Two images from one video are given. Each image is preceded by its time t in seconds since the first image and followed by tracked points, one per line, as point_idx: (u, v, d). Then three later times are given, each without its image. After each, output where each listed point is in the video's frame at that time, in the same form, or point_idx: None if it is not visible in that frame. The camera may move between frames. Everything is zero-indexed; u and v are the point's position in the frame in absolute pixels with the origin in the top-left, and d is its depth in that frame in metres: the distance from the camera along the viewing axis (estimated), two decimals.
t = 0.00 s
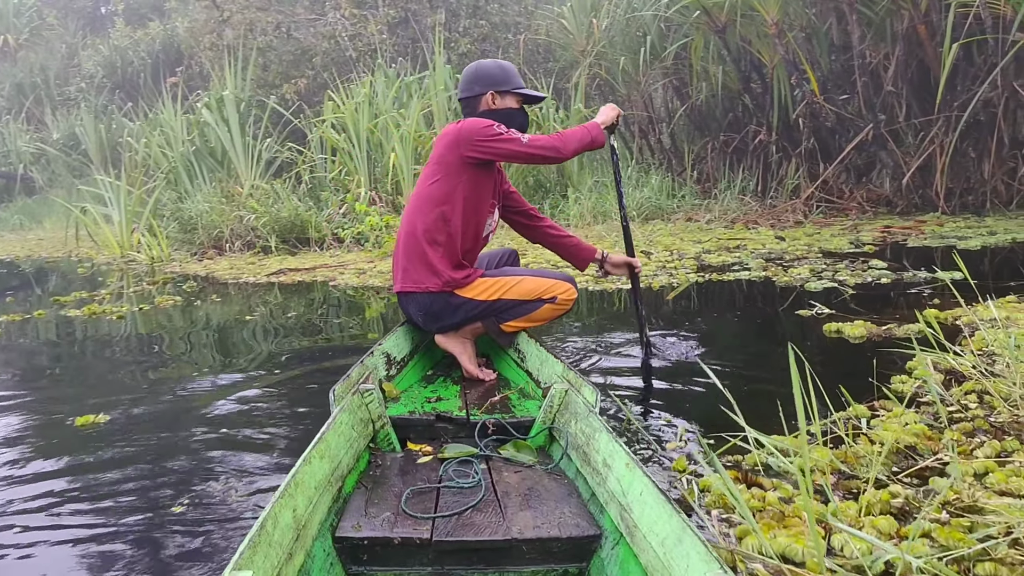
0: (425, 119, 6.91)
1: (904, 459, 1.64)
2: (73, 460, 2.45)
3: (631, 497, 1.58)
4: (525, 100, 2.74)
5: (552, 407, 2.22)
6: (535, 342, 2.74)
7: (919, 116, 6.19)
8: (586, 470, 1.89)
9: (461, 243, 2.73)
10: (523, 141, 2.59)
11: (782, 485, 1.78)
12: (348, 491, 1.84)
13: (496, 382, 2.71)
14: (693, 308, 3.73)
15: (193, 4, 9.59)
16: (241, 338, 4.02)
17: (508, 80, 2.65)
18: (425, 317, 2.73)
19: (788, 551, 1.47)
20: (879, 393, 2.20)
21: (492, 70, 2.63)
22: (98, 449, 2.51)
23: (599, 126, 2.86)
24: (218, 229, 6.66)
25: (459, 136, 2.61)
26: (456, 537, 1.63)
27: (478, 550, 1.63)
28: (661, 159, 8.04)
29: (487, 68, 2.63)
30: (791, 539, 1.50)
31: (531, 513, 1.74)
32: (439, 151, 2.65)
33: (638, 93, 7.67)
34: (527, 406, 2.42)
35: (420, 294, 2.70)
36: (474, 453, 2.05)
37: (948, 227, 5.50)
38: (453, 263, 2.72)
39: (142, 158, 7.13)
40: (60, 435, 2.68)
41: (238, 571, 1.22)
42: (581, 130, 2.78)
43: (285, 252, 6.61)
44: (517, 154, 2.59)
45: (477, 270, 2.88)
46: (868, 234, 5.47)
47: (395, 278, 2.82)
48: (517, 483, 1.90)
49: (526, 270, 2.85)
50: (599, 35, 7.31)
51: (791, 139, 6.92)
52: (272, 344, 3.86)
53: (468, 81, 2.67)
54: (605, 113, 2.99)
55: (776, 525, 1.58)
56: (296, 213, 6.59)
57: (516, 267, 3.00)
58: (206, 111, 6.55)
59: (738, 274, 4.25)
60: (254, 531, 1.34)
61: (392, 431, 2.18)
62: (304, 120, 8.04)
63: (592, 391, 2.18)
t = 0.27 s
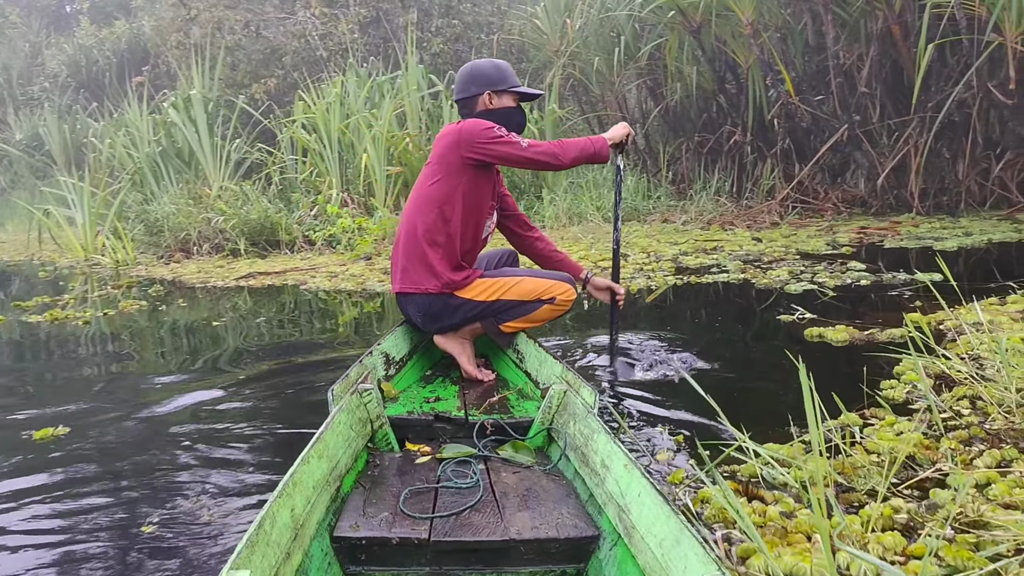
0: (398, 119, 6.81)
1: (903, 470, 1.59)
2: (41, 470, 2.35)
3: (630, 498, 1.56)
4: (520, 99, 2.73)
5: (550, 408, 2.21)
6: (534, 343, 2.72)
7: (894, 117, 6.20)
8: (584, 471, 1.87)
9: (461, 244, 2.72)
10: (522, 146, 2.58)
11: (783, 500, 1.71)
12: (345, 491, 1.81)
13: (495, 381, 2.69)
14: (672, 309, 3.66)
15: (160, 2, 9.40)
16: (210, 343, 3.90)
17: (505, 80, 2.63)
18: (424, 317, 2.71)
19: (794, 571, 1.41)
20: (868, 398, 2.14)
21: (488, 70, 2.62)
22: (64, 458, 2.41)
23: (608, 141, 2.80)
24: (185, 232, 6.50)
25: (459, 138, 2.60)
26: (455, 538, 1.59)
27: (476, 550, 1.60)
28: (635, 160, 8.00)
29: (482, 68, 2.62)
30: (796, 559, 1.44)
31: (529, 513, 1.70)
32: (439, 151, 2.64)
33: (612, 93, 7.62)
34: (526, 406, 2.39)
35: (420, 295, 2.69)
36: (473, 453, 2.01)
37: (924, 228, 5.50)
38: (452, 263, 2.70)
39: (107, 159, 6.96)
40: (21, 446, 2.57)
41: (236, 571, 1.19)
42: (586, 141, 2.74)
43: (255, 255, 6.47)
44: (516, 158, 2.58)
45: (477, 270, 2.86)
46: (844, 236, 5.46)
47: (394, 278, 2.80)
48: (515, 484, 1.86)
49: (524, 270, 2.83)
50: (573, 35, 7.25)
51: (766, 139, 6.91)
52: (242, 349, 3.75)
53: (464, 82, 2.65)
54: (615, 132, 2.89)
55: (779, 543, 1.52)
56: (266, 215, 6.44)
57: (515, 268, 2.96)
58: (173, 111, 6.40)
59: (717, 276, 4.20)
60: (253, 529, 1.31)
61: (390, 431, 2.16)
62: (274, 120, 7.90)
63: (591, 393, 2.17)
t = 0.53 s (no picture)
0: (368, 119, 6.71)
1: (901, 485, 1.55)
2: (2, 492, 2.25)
3: (631, 496, 1.55)
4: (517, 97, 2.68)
5: (551, 407, 2.18)
6: (535, 343, 2.67)
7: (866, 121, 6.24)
8: (586, 470, 1.86)
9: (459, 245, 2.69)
10: (518, 157, 2.56)
11: (788, 516, 1.63)
12: (347, 491, 1.80)
13: (496, 381, 2.67)
14: (648, 313, 3.62)
15: None
16: (175, 347, 3.78)
17: (499, 79, 2.59)
18: (424, 318, 2.68)
19: None
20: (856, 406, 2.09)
21: (484, 69, 2.58)
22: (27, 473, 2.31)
23: (607, 168, 2.76)
24: (148, 232, 6.33)
25: (457, 141, 2.57)
26: (456, 538, 1.60)
27: (478, 550, 1.61)
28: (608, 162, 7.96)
29: (476, 65, 2.57)
30: None
31: (531, 513, 1.71)
32: (436, 153, 2.60)
33: (584, 94, 7.57)
34: (527, 407, 2.38)
35: (419, 296, 2.66)
36: (474, 453, 2.01)
37: (896, 231, 5.51)
38: (451, 264, 2.68)
39: (67, 157, 6.77)
40: None
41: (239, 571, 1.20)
42: (583, 164, 2.70)
43: (221, 257, 6.30)
44: (511, 168, 2.56)
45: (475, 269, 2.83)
46: (818, 239, 5.45)
47: (393, 279, 2.77)
48: (516, 483, 1.86)
49: (524, 268, 2.79)
50: (545, 36, 7.19)
51: (739, 142, 6.91)
52: (208, 354, 3.64)
53: (459, 80, 2.61)
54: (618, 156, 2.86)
55: (786, 564, 1.46)
56: (232, 215, 6.28)
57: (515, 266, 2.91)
58: (136, 108, 6.24)
59: (693, 279, 4.17)
60: (255, 530, 1.31)
61: (391, 431, 2.15)
62: (241, 119, 7.74)
63: (592, 392, 2.12)
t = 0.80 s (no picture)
0: (336, 118, 6.58)
1: (899, 505, 1.51)
2: None
3: (635, 495, 1.53)
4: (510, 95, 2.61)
5: (553, 407, 2.11)
6: (537, 341, 2.59)
7: (838, 126, 6.25)
8: (589, 470, 1.80)
9: (455, 245, 2.62)
10: (506, 170, 2.46)
11: (791, 534, 1.55)
12: (350, 492, 1.77)
13: (498, 382, 2.60)
14: (621, 319, 3.55)
15: None
16: (137, 350, 3.65)
17: (492, 79, 2.51)
18: (424, 320, 2.63)
19: None
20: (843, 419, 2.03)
21: (477, 68, 2.50)
22: None
23: (601, 194, 2.65)
24: (108, 231, 6.16)
25: (445, 145, 2.48)
26: (459, 537, 1.58)
27: (481, 550, 1.58)
28: (578, 165, 7.91)
29: (468, 63, 2.50)
30: None
31: (534, 513, 1.69)
32: (427, 156, 2.53)
33: (556, 97, 7.51)
34: (530, 406, 2.34)
35: (417, 300, 2.61)
36: (476, 453, 1.97)
37: (868, 237, 5.51)
38: (447, 266, 2.61)
39: (23, 153, 6.56)
40: None
41: (243, 572, 1.17)
42: (574, 186, 2.60)
43: (183, 257, 6.15)
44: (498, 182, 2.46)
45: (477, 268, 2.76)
46: (790, 244, 5.43)
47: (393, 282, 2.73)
48: (519, 484, 1.83)
49: (525, 265, 2.72)
50: (516, 37, 7.13)
51: (710, 146, 6.88)
52: (170, 357, 3.51)
53: (451, 78, 2.53)
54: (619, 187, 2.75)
55: None
56: (195, 215, 6.11)
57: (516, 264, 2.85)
58: (97, 104, 6.08)
59: (668, 284, 4.11)
60: (259, 530, 1.27)
61: (394, 431, 2.07)
62: (205, 117, 7.58)
63: (595, 391, 2.07)
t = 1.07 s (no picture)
0: (304, 117, 6.46)
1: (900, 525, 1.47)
2: None
3: (638, 495, 1.54)
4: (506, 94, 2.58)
5: (556, 407, 2.14)
6: (539, 342, 2.66)
7: (810, 131, 6.27)
8: (592, 470, 1.83)
9: (454, 248, 2.67)
10: (484, 178, 2.39)
11: (797, 554, 1.47)
12: (353, 493, 1.77)
13: (502, 382, 2.69)
14: (595, 324, 3.49)
15: None
16: (98, 354, 3.53)
17: (480, 81, 2.48)
18: (424, 321, 2.71)
19: None
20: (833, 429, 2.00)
21: (469, 70, 2.48)
22: None
23: (587, 209, 2.48)
24: (67, 231, 5.98)
25: (435, 152, 2.50)
26: (463, 537, 1.59)
27: (485, 550, 1.59)
28: (550, 168, 7.86)
29: (458, 65, 2.48)
30: None
31: (537, 513, 1.70)
32: (420, 161, 2.55)
33: (527, 98, 7.44)
34: (533, 407, 2.40)
35: (417, 302, 2.67)
36: (479, 453, 1.99)
37: (840, 242, 5.51)
38: (446, 268, 2.67)
39: None
40: None
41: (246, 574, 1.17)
42: (556, 200, 2.45)
43: (144, 258, 5.97)
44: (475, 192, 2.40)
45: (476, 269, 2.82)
46: (764, 249, 5.41)
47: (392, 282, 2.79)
48: (523, 484, 1.85)
49: (525, 268, 2.77)
50: (487, 38, 7.06)
51: (683, 150, 6.85)
52: (133, 361, 3.39)
53: (445, 77, 2.52)
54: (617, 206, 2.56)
55: None
56: (158, 215, 5.95)
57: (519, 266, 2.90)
58: (56, 100, 5.90)
59: (644, 288, 4.07)
60: (262, 532, 1.28)
61: (397, 432, 2.09)
62: (169, 114, 7.40)
63: (597, 392, 2.11)
